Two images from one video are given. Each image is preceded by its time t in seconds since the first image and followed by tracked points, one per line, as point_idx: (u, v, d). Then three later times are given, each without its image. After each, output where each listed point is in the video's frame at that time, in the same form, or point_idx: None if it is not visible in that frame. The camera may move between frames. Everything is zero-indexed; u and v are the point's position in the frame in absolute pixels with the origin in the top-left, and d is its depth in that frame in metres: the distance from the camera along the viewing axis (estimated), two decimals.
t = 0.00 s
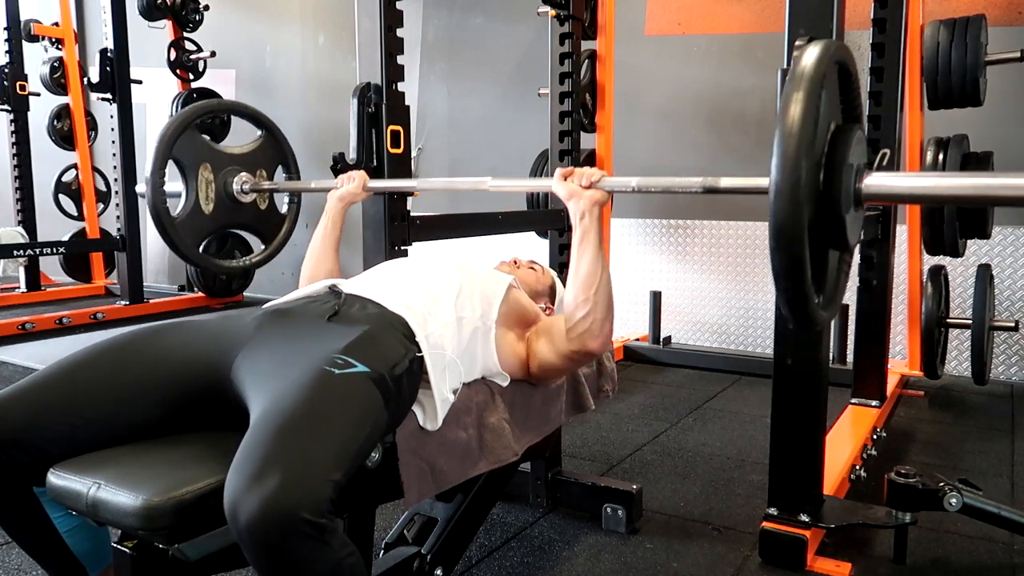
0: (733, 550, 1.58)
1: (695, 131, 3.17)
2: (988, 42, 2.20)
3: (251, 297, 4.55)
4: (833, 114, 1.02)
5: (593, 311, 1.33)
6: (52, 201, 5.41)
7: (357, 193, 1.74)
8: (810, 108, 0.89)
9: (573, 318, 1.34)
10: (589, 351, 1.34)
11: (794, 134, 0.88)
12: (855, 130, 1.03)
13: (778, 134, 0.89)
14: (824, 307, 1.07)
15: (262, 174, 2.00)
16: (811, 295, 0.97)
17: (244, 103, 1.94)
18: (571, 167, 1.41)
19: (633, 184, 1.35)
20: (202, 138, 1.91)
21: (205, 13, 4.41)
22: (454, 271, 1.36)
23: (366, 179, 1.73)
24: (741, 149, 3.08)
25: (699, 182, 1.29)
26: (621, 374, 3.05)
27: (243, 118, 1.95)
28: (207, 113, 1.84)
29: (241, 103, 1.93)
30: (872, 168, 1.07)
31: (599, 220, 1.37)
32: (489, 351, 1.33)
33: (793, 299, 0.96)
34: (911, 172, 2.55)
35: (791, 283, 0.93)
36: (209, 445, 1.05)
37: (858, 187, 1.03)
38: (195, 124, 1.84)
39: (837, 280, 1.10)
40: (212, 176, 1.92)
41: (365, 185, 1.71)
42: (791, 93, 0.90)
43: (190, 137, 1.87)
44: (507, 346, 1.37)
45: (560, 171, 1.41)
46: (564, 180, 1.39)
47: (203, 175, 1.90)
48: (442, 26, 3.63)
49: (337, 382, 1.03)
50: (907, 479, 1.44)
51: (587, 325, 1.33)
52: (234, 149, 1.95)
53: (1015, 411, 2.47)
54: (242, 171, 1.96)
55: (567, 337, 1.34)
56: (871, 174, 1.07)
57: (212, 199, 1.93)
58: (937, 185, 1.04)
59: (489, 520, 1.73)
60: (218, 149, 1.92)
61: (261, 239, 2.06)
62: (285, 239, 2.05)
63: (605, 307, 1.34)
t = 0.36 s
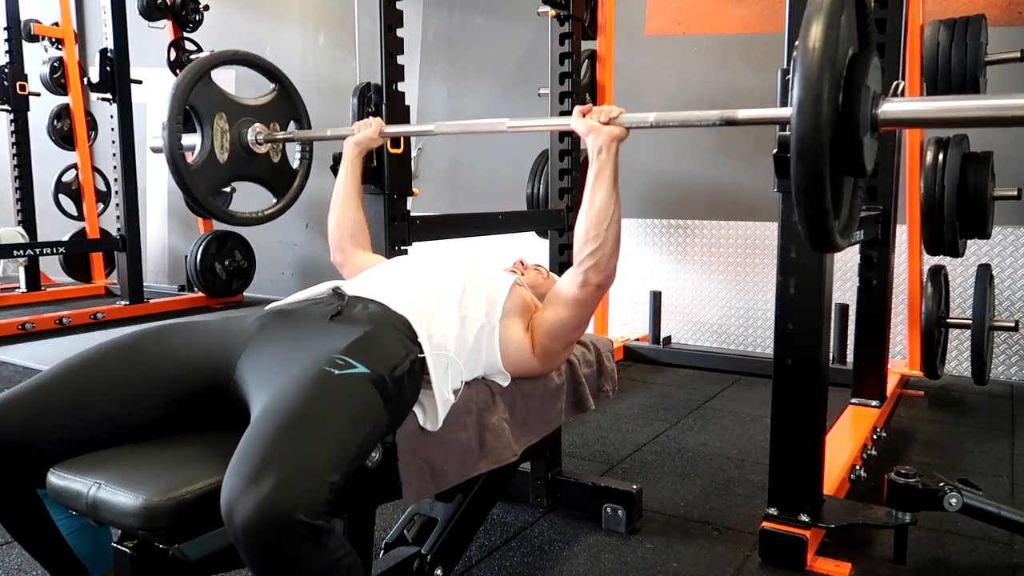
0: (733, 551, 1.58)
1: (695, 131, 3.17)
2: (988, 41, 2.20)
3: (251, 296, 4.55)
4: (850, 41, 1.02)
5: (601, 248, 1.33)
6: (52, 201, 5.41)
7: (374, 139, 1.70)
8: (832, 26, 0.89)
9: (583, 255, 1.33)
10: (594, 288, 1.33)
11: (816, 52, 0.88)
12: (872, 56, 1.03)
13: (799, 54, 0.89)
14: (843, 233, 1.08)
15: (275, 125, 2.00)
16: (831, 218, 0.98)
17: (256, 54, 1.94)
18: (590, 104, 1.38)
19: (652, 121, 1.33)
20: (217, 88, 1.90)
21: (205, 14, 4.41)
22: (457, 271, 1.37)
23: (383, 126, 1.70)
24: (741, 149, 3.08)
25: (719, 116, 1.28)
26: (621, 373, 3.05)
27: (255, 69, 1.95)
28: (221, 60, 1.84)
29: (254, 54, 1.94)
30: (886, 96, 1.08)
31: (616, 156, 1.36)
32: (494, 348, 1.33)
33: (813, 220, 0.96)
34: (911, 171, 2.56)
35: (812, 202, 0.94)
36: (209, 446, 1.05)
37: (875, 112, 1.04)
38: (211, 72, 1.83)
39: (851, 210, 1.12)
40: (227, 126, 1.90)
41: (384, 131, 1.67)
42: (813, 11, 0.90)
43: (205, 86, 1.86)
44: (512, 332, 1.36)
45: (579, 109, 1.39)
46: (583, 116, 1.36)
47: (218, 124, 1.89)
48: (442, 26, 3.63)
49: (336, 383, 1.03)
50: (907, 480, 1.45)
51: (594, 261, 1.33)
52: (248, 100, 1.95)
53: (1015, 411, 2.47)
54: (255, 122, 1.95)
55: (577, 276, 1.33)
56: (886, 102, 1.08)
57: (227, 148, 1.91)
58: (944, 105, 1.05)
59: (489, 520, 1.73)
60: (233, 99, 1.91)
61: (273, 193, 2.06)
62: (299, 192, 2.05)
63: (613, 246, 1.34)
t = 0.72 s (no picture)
0: (733, 550, 1.58)
1: (695, 131, 3.16)
2: (988, 42, 2.20)
3: (251, 297, 4.55)
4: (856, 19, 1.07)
5: (597, 225, 1.38)
6: (52, 201, 5.41)
7: (382, 118, 1.70)
8: None
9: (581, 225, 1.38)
10: (590, 262, 1.37)
11: (820, 22, 0.94)
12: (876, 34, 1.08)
13: (805, 23, 0.94)
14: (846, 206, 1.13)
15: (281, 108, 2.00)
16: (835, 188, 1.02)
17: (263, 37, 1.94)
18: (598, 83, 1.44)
19: (657, 97, 1.38)
20: (224, 67, 1.89)
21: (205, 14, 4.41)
22: (456, 270, 1.37)
23: (390, 105, 1.71)
24: (741, 149, 3.08)
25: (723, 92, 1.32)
26: (621, 373, 3.05)
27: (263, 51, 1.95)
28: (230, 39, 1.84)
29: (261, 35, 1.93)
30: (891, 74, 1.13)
31: (620, 135, 1.40)
32: (494, 347, 1.33)
33: (816, 186, 1.00)
34: (911, 171, 2.56)
35: (815, 167, 0.98)
36: (208, 445, 1.05)
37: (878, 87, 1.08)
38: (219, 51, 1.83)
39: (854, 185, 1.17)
40: (234, 106, 1.90)
41: (391, 110, 1.68)
42: None
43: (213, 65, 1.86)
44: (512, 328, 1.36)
45: (586, 87, 1.46)
46: (589, 95, 1.43)
47: (225, 104, 1.88)
48: (442, 27, 3.63)
49: (335, 379, 1.03)
50: (907, 479, 1.44)
51: (590, 236, 1.37)
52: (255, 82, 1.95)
53: (1015, 411, 2.47)
54: (262, 103, 1.95)
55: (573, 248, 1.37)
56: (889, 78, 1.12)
57: (234, 128, 1.91)
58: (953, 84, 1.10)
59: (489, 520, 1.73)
60: (240, 79, 1.91)
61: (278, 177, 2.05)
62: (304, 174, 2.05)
63: (609, 223, 1.39)
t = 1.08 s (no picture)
0: (733, 550, 1.58)
1: (695, 132, 3.17)
2: (988, 42, 2.20)
3: (251, 296, 4.55)
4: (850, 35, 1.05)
5: (600, 240, 1.35)
6: (52, 201, 5.42)
7: (377, 130, 1.70)
8: (834, 18, 0.92)
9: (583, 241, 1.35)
10: (594, 279, 1.35)
11: (818, 42, 0.91)
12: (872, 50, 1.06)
13: (802, 44, 0.92)
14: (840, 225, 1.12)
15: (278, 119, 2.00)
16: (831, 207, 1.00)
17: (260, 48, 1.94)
18: (594, 97, 1.43)
19: (654, 112, 1.37)
20: (222, 77, 1.90)
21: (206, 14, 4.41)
22: (456, 271, 1.37)
23: (387, 117, 1.71)
24: (741, 149, 3.08)
25: (720, 108, 1.31)
26: (621, 374, 3.05)
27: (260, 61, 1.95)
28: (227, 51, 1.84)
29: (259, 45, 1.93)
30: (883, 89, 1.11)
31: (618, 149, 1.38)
32: (493, 348, 1.33)
33: (812, 207, 0.98)
34: (911, 171, 2.56)
35: (812, 189, 0.96)
36: (208, 445, 1.05)
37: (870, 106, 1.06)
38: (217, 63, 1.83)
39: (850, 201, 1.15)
40: (231, 117, 1.90)
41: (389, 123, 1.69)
42: (813, 7, 0.93)
43: (211, 76, 1.86)
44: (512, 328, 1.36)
45: (583, 101, 1.44)
46: (586, 108, 1.42)
47: (222, 115, 1.88)
48: (442, 27, 3.63)
49: (335, 379, 1.03)
50: (907, 479, 1.45)
51: (594, 252, 1.35)
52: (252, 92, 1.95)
53: (1015, 411, 2.47)
54: (259, 114, 1.95)
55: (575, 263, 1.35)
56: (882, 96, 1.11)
57: (230, 138, 1.91)
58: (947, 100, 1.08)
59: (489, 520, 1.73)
60: (238, 90, 1.91)
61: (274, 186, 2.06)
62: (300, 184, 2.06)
63: (613, 237, 1.36)
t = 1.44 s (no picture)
0: (733, 551, 1.58)
1: (695, 132, 3.17)
2: (988, 42, 2.20)
3: (252, 296, 4.55)
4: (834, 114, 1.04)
5: (592, 307, 1.33)
6: (52, 201, 5.42)
7: (360, 189, 1.71)
8: (816, 101, 0.91)
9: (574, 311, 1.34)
10: (588, 346, 1.34)
11: (800, 124, 0.89)
12: (856, 130, 1.04)
13: (784, 128, 0.90)
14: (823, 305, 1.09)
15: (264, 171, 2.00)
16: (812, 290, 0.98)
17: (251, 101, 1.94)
18: (574, 164, 1.40)
19: (637, 183, 1.34)
20: (206, 130, 1.90)
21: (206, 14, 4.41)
22: (452, 272, 1.37)
23: (371, 175, 1.72)
24: (741, 149, 3.08)
25: (704, 180, 1.31)
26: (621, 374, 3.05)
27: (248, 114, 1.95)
28: (213, 105, 1.85)
29: (247, 98, 1.92)
30: (871, 169, 1.09)
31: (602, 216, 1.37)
32: (489, 348, 1.33)
33: (794, 291, 0.96)
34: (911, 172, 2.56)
35: (794, 274, 0.94)
36: (207, 445, 1.05)
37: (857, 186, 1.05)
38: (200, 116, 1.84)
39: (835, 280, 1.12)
40: (215, 169, 1.91)
41: (371, 181, 1.69)
42: (797, 91, 0.91)
43: (196, 129, 1.87)
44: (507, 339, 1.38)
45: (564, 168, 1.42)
46: (568, 176, 1.39)
47: (205, 167, 1.89)
48: (442, 27, 3.63)
49: (331, 382, 1.03)
50: (907, 480, 1.44)
51: (587, 320, 1.33)
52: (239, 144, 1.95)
53: (1015, 411, 2.47)
54: (243, 166, 1.95)
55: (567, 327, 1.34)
56: (870, 174, 1.09)
57: (213, 191, 1.91)
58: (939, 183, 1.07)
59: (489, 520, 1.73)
60: (223, 142, 1.92)
61: (259, 238, 2.05)
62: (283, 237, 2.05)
63: (606, 303, 1.34)
